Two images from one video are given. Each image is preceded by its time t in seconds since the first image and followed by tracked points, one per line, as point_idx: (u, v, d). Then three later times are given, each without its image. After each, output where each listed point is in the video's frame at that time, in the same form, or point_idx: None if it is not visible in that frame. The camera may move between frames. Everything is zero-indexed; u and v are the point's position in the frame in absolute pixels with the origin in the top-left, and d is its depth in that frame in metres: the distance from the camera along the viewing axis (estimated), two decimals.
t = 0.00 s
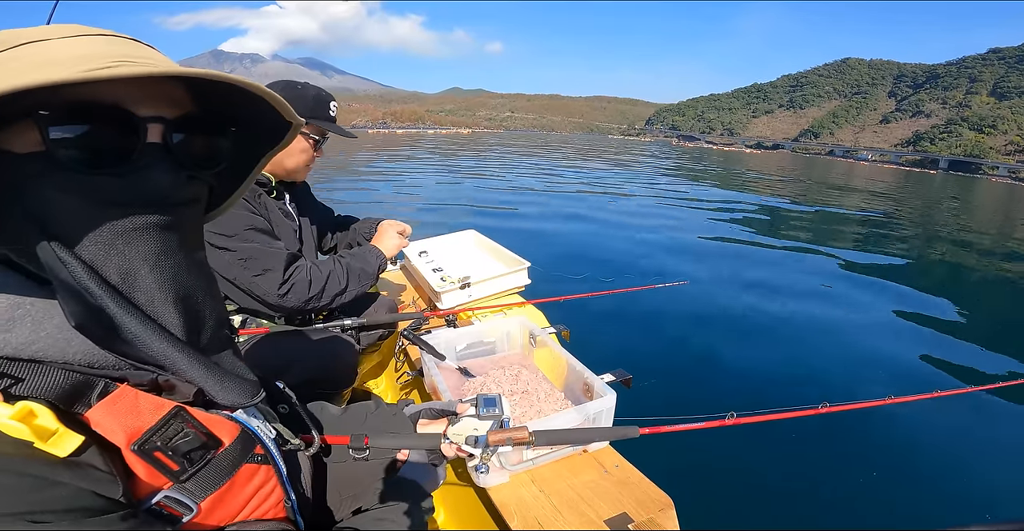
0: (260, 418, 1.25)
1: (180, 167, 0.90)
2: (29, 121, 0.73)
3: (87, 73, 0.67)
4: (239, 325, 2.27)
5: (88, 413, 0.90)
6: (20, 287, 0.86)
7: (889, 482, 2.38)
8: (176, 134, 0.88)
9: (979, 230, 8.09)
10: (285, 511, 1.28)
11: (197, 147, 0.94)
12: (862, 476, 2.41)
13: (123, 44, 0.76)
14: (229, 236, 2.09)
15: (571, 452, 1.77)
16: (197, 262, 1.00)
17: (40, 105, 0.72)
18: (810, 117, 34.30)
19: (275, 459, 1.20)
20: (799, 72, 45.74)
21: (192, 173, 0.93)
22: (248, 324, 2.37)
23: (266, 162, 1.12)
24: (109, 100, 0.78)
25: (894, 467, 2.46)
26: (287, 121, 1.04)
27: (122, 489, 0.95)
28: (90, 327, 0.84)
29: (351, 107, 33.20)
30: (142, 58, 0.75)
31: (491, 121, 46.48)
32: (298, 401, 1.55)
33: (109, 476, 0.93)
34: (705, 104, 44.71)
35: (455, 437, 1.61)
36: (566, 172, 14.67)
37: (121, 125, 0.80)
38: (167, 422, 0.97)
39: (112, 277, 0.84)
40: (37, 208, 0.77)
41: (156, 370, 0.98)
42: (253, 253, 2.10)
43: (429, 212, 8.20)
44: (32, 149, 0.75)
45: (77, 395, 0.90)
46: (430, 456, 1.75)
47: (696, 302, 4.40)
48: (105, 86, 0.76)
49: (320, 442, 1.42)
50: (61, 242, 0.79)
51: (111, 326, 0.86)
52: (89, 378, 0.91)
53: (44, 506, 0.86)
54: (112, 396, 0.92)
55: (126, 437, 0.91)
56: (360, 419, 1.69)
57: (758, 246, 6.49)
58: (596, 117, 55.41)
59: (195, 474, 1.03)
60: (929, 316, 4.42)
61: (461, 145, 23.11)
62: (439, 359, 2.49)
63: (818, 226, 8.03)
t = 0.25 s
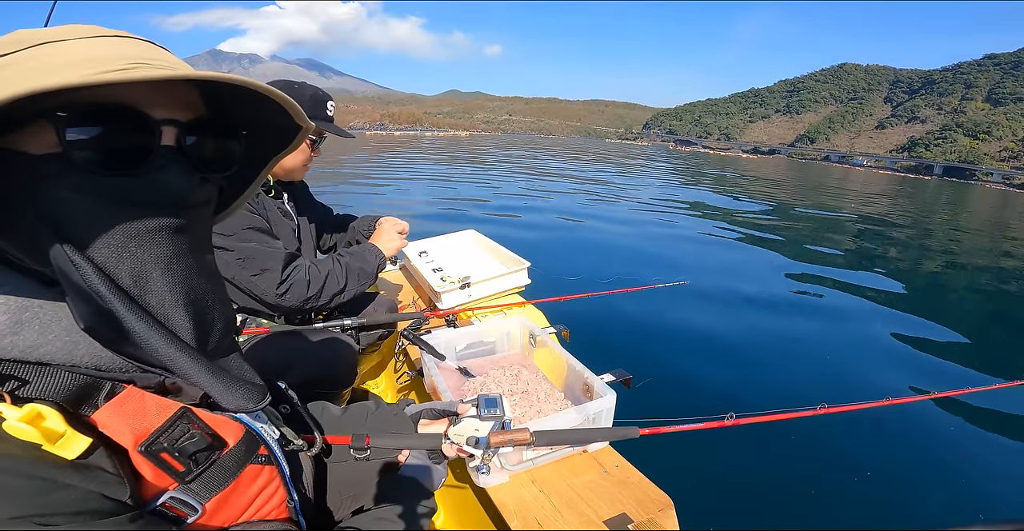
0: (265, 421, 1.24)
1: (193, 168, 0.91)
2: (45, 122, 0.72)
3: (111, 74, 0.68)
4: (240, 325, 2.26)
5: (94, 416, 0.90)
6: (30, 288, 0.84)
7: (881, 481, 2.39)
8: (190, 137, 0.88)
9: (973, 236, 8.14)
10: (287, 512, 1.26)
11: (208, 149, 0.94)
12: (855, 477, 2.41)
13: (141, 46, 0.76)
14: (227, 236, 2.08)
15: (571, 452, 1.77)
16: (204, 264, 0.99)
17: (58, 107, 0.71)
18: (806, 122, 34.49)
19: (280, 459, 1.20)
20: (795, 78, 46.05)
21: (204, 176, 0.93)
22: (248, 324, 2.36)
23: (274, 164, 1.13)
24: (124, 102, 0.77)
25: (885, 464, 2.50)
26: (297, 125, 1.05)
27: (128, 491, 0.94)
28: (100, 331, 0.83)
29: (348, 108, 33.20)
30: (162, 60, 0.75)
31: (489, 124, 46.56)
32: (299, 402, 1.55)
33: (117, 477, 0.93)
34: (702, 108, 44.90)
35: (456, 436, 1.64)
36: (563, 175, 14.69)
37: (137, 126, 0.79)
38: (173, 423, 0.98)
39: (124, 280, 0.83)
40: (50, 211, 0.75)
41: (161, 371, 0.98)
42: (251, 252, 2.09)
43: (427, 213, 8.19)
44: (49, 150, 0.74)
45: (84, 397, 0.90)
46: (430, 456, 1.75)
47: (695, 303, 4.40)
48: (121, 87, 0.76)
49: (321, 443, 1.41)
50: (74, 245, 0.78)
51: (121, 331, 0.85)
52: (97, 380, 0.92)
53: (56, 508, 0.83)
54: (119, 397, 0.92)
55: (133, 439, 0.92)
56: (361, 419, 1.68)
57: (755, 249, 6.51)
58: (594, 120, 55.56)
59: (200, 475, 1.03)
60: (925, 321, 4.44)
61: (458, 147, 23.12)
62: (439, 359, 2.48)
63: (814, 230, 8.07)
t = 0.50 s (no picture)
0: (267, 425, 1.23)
1: (192, 173, 0.89)
2: (38, 124, 0.71)
3: (107, 76, 0.67)
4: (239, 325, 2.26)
5: (90, 420, 0.91)
6: (28, 295, 0.84)
7: (875, 480, 2.41)
8: (189, 140, 0.86)
9: (969, 238, 8.19)
10: (287, 515, 1.27)
11: (208, 151, 0.92)
12: (848, 474, 2.43)
13: (141, 45, 0.75)
14: (226, 237, 2.07)
15: (571, 453, 1.77)
16: (202, 269, 0.98)
17: (50, 109, 0.71)
18: (804, 123, 34.60)
19: (279, 463, 1.20)
20: (793, 79, 46.19)
21: (203, 181, 0.92)
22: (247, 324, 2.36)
23: (278, 167, 1.11)
24: (122, 104, 0.76)
25: (880, 462, 2.52)
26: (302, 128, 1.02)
27: (127, 497, 0.94)
28: (93, 337, 0.83)
29: (347, 107, 33.17)
30: (160, 61, 0.74)
31: (488, 123, 46.55)
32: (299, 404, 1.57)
33: (114, 484, 0.93)
34: (700, 109, 44.97)
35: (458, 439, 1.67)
36: (562, 174, 14.70)
37: (133, 128, 0.78)
38: (171, 428, 1.00)
39: (119, 288, 0.83)
40: (43, 213, 0.75)
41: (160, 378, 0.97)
42: (250, 254, 2.08)
43: (427, 212, 8.19)
44: (41, 154, 0.73)
45: (80, 402, 0.90)
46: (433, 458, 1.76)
47: (694, 304, 4.41)
48: (119, 88, 0.75)
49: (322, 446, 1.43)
50: (68, 251, 0.77)
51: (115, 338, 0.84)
52: (93, 385, 0.91)
53: (53, 515, 0.84)
54: (116, 402, 0.93)
55: (130, 444, 0.93)
56: (362, 420, 1.68)
57: (754, 250, 6.53)
58: (593, 120, 55.60)
59: (199, 479, 1.05)
60: (922, 322, 4.46)
61: (457, 146, 23.11)
62: (439, 359, 2.47)
63: (812, 231, 8.10)
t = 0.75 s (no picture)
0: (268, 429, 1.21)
1: (192, 175, 0.87)
2: (32, 126, 0.71)
3: (104, 77, 0.66)
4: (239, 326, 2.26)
5: (89, 424, 0.93)
6: (29, 302, 0.85)
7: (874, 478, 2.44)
8: (189, 142, 0.85)
9: (969, 236, 8.20)
10: (287, 516, 1.27)
11: (208, 152, 0.91)
12: (845, 471, 2.46)
13: (141, 45, 0.75)
14: (225, 239, 2.07)
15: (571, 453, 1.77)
16: (201, 274, 0.98)
17: (45, 111, 0.70)
18: (803, 121, 34.59)
19: (279, 465, 1.20)
20: (793, 76, 46.16)
21: (203, 183, 0.91)
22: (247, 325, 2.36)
23: (279, 168, 1.10)
24: (122, 104, 0.75)
25: (878, 459, 2.55)
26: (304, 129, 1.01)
27: (126, 501, 0.96)
28: (89, 341, 0.84)
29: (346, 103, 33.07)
30: (161, 61, 0.74)
31: (487, 120, 46.47)
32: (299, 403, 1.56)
33: (113, 488, 0.95)
34: (700, 106, 44.93)
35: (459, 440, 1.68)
36: (562, 171, 14.68)
37: (132, 128, 0.77)
38: (171, 430, 1.00)
39: (116, 295, 0.83)
40: (42, 215, 0.75)
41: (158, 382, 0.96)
42: (249, 255, 2.08)
43: (426, 210, 8.17)
44: (38, 157, 0.73)
45: (78, 406, 0.91)
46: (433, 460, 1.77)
47: (693, 303, 4.42)
48: (118, 89, 0.74)
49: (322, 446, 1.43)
50: (64, 257, 0.78)
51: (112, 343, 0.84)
52: (91, 389, 0.92)
53: (51, 518, 0.84)
54: (115, 405, 0.94)
55: (130, 447, 0.94)
56: (363, 420, 1.68)
57: (753, 249, 6.53)
58: (592, 117, 55.54)
59: (199, 482, 1.05)
60: (921, 320, 4.48)
61: (457, 143, 23.05)
62: (439, 359, 2.47)
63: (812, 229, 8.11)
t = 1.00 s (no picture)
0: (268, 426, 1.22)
1: (191, 175, 0.87)
2: (29, 127, 0.71)
3: (101, 76, 0.66)
4: (239, 326, 2.26)
5: (91, 424, 0.94)
6: (29, 301, 0.83)
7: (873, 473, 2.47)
8: (187, 141, 0.85)
9: (968, 231, 8.19)
10: (288, 515, 1.28)
11: (207, 152, 0.91)
12: (845, 467, 2.49)
13: (139, 43, 0.74)
14: (225, 240, 2.07)
15: (571, 453, 1.78)
16: (201, 274, 0.98)
17: (42, 110, 0.70)
18: (803, 115, 34.48)
19: (280, 464, 1.20)
20: (792, 71, 46.04)
21: (201, 183, 0.91)
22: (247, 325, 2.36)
23: (279, 168, 1.11)
24: (121, 105, 0.75)
25: (877, 456, 2.57)
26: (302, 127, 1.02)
27: (128, 501, 0.99)
28: (91, 342, 0.83)
29: (344, 100, 32.92)
30: (159, 60, 0.73)
31: (487, 116, 46.34)
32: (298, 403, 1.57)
33: (116, 488, 0.97)
34: (699, 101, 44.78)
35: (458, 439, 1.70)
36: (562, 167, 14.64)
37: (129, 128, 0.77)
38: (172, 430, 1.01)
39: (117, 296, 0.82)
40: (38, 216, 0.74)
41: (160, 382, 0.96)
42: (250, 256, 2.08)
43: (426, 207, 8.15)
44: (34, 157, 0.73)
45: (80, 406, 0.92)
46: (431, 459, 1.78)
47: (693, 302, 4.43)
48: (115, 88, 0.73)
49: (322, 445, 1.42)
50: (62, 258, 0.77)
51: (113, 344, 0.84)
52: (93, 390, 0.93)
53: (51, 519, 0.86)
54: (116, 406, 0.95)
55: (132, 448, 0.96)
56: (362, 420, 1.68)
57: (753, 246, 6.53)
58: (591, 113, 55.36)
59: (201, 481, 1.06)
60: (920, 316, 4.48)
61: (456, 139, 22.97)
62: (439, 359, 2.48)
63: (812, 225, 8.10)
